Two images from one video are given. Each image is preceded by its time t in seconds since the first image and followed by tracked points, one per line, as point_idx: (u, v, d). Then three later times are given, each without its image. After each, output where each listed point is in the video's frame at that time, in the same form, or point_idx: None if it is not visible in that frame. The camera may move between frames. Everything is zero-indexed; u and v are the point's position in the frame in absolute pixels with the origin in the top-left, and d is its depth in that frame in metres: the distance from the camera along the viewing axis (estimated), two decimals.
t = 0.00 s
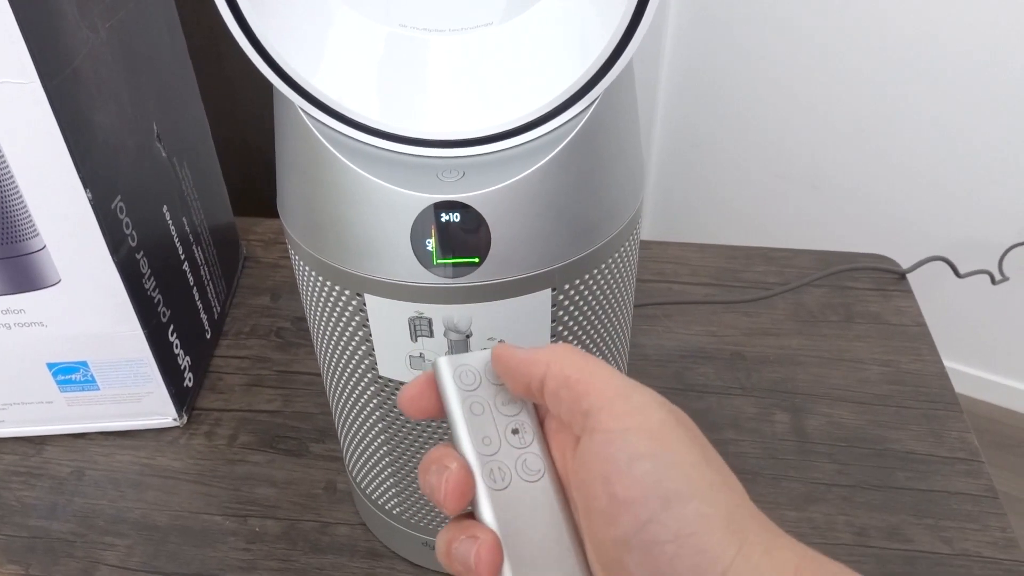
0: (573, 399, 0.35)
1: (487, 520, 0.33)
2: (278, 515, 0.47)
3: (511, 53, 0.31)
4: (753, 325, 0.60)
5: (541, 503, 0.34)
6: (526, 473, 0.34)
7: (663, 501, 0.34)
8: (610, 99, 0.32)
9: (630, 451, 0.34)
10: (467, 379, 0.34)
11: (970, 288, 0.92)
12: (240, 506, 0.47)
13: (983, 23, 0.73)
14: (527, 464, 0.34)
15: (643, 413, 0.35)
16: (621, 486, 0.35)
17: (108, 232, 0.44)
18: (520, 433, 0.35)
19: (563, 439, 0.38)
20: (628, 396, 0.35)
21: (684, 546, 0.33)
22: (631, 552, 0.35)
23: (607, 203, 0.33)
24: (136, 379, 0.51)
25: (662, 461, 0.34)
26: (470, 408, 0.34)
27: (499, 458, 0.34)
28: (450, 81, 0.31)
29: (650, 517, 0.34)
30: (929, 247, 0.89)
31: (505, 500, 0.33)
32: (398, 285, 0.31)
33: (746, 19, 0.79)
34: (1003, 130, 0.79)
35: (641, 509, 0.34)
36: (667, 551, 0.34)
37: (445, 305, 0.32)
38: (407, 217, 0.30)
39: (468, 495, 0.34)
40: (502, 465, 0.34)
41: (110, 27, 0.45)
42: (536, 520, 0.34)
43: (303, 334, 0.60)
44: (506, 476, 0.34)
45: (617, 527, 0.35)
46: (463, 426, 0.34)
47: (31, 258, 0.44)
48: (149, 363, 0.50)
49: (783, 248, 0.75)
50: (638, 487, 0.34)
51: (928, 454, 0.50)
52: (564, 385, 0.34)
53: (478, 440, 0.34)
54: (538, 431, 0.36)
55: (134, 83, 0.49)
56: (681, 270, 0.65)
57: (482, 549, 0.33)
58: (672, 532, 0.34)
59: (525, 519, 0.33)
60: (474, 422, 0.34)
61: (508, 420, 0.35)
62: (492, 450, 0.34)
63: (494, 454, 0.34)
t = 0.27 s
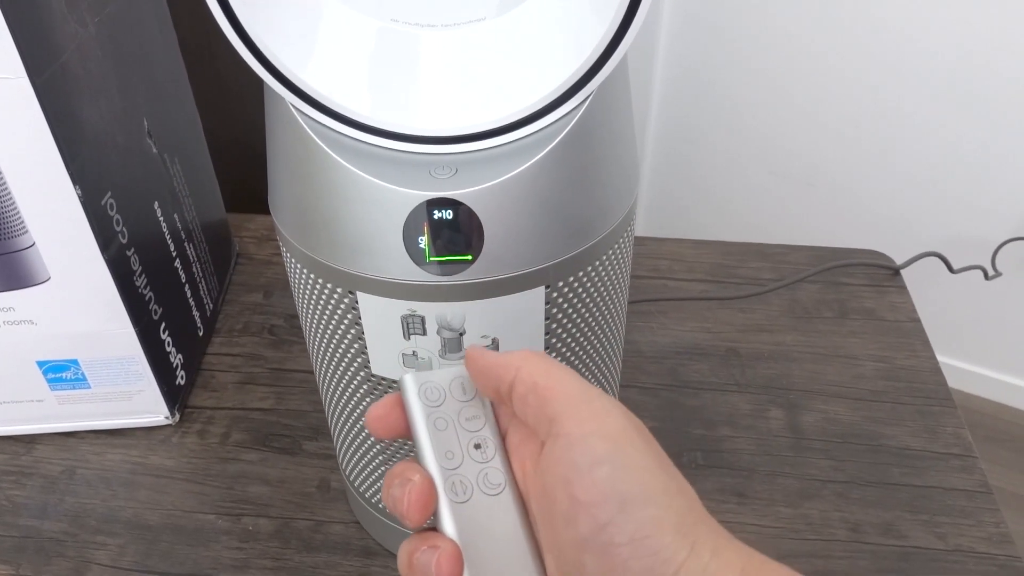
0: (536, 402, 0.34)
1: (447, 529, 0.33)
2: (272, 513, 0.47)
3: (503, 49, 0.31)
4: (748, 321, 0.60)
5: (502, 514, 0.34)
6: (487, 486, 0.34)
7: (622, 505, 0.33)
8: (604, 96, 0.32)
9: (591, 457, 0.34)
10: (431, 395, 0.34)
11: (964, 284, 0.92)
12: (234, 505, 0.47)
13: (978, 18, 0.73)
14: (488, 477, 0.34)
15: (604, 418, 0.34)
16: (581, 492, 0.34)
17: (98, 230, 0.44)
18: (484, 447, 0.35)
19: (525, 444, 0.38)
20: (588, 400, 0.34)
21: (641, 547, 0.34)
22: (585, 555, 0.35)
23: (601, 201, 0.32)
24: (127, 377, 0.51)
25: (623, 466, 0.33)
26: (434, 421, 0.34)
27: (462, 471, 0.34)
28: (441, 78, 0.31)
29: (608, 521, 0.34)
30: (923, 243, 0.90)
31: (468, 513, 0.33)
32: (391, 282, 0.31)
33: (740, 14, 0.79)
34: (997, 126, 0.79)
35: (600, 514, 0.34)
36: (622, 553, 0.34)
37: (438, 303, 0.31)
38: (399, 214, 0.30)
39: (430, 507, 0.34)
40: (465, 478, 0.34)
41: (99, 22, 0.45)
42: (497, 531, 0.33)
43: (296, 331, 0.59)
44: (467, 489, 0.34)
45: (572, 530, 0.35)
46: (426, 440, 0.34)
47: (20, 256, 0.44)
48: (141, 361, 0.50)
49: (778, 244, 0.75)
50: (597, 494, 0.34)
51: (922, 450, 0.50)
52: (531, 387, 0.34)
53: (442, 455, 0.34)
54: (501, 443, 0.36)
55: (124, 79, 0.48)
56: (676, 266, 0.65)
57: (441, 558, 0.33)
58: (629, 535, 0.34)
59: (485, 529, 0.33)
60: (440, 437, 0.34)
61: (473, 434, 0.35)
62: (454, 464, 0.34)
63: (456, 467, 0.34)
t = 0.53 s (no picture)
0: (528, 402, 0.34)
1: (454, 515, 0.33)
2: (270, 513, 0.47)
3: (502, 46, 0.31)
4: (747, 319, 0.60)
5: (505, 505, 0.34)
6: (494, 474, 0.34)
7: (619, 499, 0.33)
8: (603, 93, 0.32)
9: (585, 451, 0.34)
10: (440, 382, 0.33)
11: (963, 282, 0.92)
12: (232, 504, 0.47)
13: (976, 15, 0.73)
14: (495, 465, 0.34)
15: (599, 413, 0.34)
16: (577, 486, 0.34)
17: (95, 229, 0.44)
18: (489, 435, 0.35)
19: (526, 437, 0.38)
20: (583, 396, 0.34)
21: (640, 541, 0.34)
22: (587, 548, 0.35)
23: (600, 199, 0.32)
24: (125, 377, 0.51)
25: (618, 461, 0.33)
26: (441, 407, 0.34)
27: (469, 458, 0.34)
28: (440, 74, 0.31)
29: (608, 515, 0.34)
30: (922, 240, 0.90)
31: (472, 500, 0.33)
32: (388, 281, 0.31)
33: (739, 11, 0.79)
34: (996, 124, 0.79)
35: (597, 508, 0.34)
36: (624, 547, 0.34)
37: (435, 302, 0.31)
38: (397, 213, 0.30)
39: (437, 493, 0.34)
40: (471, 465, 0.34)
41: (95, 19, 0.45)
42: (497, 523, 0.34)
43: (295, 330, 0.59)
44: (473, 475, 0.34)
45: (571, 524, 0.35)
46: (434, 426, 0.34)
47: (17, 255, 0.44)
48: (138, 360, 0.50)
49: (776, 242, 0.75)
50: (594, 488, 0.34)
51: (921, 448, 0.50)
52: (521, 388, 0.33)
53: (450, 440, 0.34)
54: (506, 432, 0.36)
55: (120, 77, 0.48)
56: (675, 265, 0.65)
57: (449, 545, 0.33)
58: (627, 529, 0.34)
59: (489, 518, 0.34)
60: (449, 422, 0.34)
61: (478, 421, 0.35)
62: (461, 450, 0.34)
63: (462, 454, 0.34)
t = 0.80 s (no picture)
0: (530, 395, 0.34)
1: (473, 504, 0.34)
2: (269, 511, 0.47)
3: (502, 42, 0.31)
4: (747, 317, 0.60)
5: (520, 498, 0.34)
6: (511, 467, 0.34)
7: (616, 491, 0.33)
8: (603, 89, 0.31)
9: (581, 443, 0.33)
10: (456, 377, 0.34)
11: (963, 279, 0.92)
12: (231, 502, 0.47)
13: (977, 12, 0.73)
14: (512, 458, 0.34)
15: (596, 405, 0.34)
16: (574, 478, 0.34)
17: (94, 227, 0.44)
18: (506, 429, 0.35)
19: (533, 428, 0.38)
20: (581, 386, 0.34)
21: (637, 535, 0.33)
22: (586, 538, 0.35)
23: (600, 196, 0.32)
24: (123, 374, 0.50)
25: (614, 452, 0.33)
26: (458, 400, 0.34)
27: (486, 450, 0.34)
28: (440, 70, 0.31)
29: (604, 507, 0.33)
30: (922, 238, 0.89)
31: (491, 492, 0.34)
32: (388, 278, 0.31)
33: (739, 8, 0.78)
34: (996, 121, 0.78)
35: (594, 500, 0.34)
36: (621, 540, 0.34)
37: (435, 299, 0.31)
38: (397, 210, 0.29)
39: (456, 484, 0.34)
40: (489, 457, 0.34)
41: (93, 16, 0.45)
42: (513, 516, 0.34)
43: (294, 327, 0.59)
44: (492, 467, 0.34)
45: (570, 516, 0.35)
46: (451, 419, 0.34)
47: (15, 252, 0.44)
48: (137, 358, 0.50)
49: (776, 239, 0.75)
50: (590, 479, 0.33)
51: (921, 446, 0.50)
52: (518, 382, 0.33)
53: (467, 433, 0.34)
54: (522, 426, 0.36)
55: (119, 74, 0.48)
56: (675, 262, 0.65)
57: (473, 536, 0.33)
58: (624, 523, 0.33)
59: (506, 510, 0.34)
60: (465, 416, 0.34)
61: (495, 415, 0.35)
62: (478, 443, 0.34)
63: (480, 447, 0.34)
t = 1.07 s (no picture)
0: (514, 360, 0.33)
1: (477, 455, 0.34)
2: (268, 507, 0.46)
3: (500, 35, 0.31)
4: (747, 313, 0.60)
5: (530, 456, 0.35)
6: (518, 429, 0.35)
7: (600, 433, 0.31)
8: (602, 83, 0.31)
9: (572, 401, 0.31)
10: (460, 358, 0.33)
11: (963, 275, 0.92)
12: (229, 499, 0.47)
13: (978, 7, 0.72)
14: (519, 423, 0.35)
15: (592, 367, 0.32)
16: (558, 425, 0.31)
17: (91, 223, 0.44)
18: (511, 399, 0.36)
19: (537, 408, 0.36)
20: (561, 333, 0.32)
21: (626, 482, 0.30)
22: (596, 521, 0.31)
23: (599, 190, 0.32)
24: (121, 371, 0.50)
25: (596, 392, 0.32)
26: (463, 374, 0.34)
27: (490, 414, 0.35)
28: (437, 64, 0.31)
29: (606, 473, 0.30)
30: (923, 234, 0.89)
31: (497, 448, 0.34)
32: (385, 274, 0.31)
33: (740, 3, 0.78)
34: (997, 116, 0.78)
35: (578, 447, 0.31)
36: (630, 515, 0.30)
37: (433, 294, 0.31)
38: (394, 204, 0.29)
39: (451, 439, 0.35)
40: (492, 419, 0.35)
41: (90, 10, 0.44)
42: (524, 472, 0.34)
43: (292, 324, 0.59)
44: (496, 427, 0.35)
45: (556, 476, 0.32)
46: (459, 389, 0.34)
47: (12, 249, 0.44)
48: (134, 354, 0.50)
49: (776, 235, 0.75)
50: (590, 441, 0.31)
51: (922, 442, 0.49)
52: (503, 349, 0.32)
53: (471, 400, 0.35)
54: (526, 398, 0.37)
55: (115, 69, 0.48)
56: (674, 258, 0.65)
57: (466, 480, 0.33)
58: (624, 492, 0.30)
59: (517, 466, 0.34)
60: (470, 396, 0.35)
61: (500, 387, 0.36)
62: (481, 408, 0.35)
63: (484, 411, 0.35)
